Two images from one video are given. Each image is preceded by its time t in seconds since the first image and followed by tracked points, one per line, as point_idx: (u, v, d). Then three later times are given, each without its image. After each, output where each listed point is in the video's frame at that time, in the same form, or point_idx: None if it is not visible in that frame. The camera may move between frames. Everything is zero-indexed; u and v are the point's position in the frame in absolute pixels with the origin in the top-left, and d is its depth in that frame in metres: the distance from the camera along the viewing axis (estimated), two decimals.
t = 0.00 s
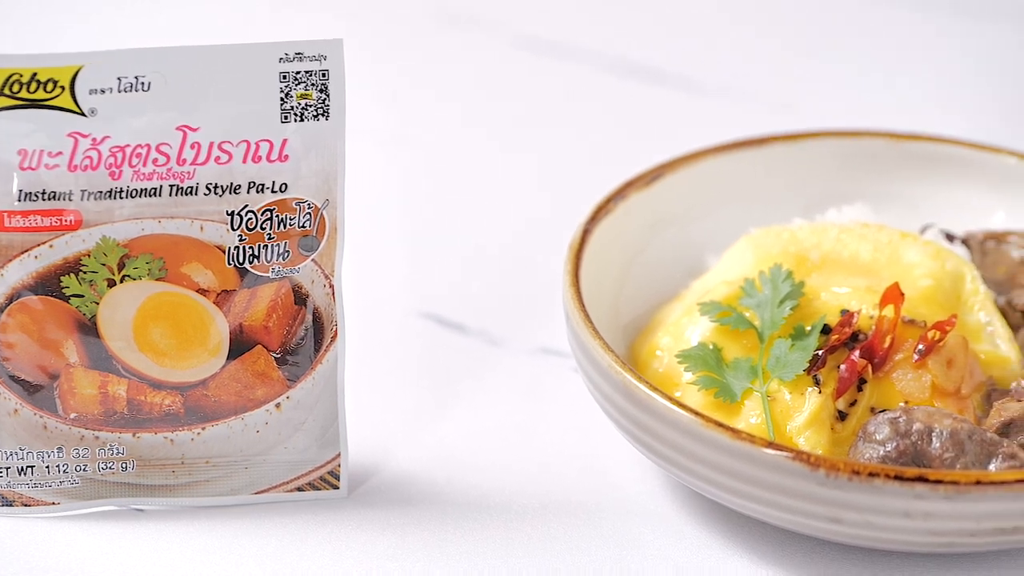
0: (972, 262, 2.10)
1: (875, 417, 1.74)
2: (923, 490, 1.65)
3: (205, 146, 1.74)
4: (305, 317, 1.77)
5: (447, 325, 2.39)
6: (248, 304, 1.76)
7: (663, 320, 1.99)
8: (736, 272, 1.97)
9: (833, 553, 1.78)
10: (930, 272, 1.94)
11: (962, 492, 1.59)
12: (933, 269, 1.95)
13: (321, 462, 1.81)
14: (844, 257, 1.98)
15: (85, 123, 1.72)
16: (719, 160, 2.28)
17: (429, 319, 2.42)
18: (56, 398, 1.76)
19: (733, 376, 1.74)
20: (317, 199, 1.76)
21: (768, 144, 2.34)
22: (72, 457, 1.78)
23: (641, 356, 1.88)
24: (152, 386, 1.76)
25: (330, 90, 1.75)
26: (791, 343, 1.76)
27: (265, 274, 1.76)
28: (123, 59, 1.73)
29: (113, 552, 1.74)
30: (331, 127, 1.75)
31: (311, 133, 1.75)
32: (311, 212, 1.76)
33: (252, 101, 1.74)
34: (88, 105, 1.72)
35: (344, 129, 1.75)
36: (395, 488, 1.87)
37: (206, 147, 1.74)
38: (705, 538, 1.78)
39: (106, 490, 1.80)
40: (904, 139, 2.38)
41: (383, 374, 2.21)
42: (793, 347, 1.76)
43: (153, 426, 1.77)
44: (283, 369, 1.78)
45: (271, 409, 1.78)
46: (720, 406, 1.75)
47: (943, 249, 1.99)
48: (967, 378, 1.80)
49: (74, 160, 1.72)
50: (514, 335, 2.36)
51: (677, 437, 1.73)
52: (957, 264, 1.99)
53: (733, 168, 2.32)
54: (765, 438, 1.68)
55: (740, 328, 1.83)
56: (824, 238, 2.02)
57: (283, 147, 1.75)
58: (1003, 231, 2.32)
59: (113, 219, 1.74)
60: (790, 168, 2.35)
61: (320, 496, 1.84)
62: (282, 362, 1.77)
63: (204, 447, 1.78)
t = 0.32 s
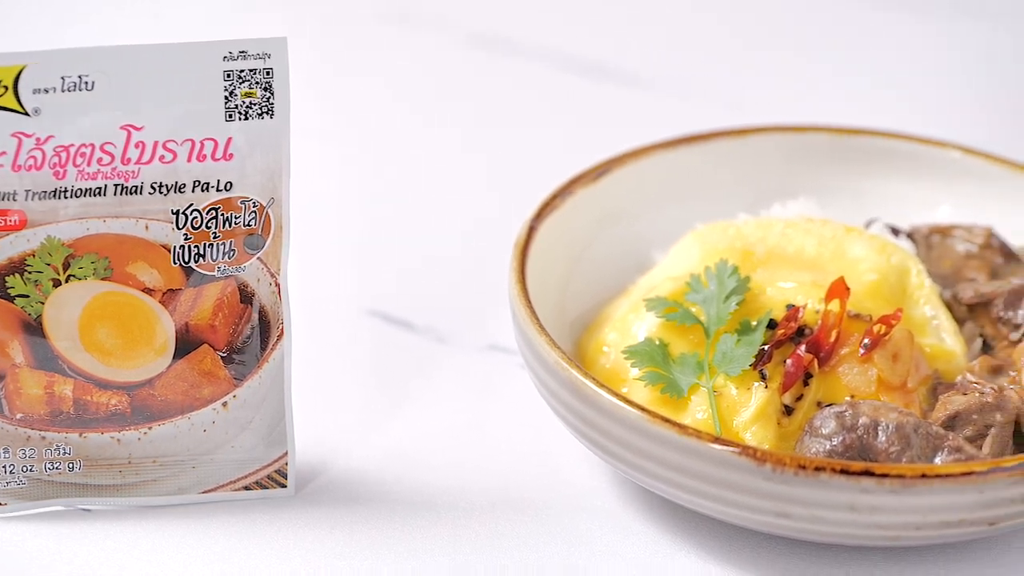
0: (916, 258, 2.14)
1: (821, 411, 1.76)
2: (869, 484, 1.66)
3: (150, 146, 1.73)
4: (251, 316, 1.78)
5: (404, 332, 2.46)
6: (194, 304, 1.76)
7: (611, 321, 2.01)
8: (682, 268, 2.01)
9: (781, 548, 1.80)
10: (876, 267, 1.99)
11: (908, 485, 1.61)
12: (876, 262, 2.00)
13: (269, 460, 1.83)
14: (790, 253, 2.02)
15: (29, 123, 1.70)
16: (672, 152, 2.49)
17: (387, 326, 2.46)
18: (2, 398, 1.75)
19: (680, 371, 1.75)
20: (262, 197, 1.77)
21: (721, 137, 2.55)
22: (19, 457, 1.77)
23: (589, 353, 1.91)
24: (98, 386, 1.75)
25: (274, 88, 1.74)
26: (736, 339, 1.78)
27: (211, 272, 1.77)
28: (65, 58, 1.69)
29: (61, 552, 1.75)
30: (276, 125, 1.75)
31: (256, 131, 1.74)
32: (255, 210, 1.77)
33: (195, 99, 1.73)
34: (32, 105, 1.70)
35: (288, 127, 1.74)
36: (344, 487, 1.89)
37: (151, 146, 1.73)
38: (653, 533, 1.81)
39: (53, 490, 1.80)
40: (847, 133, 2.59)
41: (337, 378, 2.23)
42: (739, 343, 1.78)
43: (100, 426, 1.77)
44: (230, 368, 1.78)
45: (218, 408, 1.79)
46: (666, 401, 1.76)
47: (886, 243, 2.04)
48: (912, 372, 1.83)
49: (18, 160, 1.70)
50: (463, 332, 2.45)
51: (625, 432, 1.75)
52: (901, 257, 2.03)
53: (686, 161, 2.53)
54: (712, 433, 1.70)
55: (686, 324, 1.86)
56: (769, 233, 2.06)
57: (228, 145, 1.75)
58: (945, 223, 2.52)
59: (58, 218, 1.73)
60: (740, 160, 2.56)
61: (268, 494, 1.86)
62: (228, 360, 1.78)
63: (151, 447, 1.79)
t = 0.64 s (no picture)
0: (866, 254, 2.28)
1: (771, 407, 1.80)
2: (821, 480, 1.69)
3: (99, 146, 1.73)
4: (203, 315, 1.78)
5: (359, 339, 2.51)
6: (144, 303, 1.76)
7: (564, 318, 2.05)
8: (634, 264, 2.11)
9: (731, 543, 1.83)
10: (826, 262, 2.10)
11: (859, 479, 1.64)
12: (827, 257, 2.12)
13: (222, 459, 1.84)
14: (739, 249, 2.15)
15: None
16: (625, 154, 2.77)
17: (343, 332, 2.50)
18: None
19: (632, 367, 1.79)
20: (212, 196, 1.76)
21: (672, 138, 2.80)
22: None
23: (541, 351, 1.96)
24: (49, 386, 1.75)
25: (223, 87, 1.74)
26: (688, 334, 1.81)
27: (162, 272, 1.76)
28: (14, 59, 1.70)
29: (12, 552, 1.75)
30: (225, 125, 1.75)
31: (206, 129, 1.75)
32: (206, 209, 1.76)
33: (145, 101, 1.74)
34: None
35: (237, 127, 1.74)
36: (297, 486, 1.92)
37: (100, 146, 1.74)
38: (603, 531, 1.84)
39: (5, 491, 1.80)
40: (803, 131, 2.81)
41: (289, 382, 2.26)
42: (690, 339, 1.82)
43: (51, 426, 1.77)
44: (181, 368, 1.79)
45: (169, 407, 1.79)
46: (617, 397, 1.78)
47: (836, 239, 2.16)
48: (861, 366, 1.90)
49: None
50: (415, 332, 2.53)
51: (576, 430, 1.76)
52: (852, 253, 2.16)
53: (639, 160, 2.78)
54: (664, 429, 1.72)
55: (637, 321, 1.91)
56: (720, 230, 2.17)
57: (177, 145, 1.75)
58: (897, 216, 2.76)
59: (7, 218, 1.73)
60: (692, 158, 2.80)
61: (220, 493, 1.87)
62: (180, 360, 1.78)
63: (103, 447, 1.78)
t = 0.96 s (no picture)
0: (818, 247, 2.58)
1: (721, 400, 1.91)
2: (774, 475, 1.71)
3: (50, 145, 1.94)
4: (155, 315, 2.02)
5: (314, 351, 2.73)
6: (98, 302, 1.99)
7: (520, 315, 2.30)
8: (590, 262, 2.46)
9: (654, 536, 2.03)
10: (779, 259, 2.42)
11: (811, 474, 1.67)
12: (780, 253, 2.45)
13: (176, 459, 2.09)
14: (693, 245, 2.48)
15: None
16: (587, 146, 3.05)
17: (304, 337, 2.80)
18: None
19: (586, 365, 2.01)
20: (164, 197, 1.99)
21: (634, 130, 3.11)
22: None
23: (498, 347, 2.21)
24: (4, 386, 1.99)
25: (172, 87, 1.94)
26: (641, 332, 2.03)
27: (114, 271, 1.99)
28: None
29: None
30: (176, 124, 1.96)
31: (158, 130, 1.96)
32: (157, 209, 1.99)
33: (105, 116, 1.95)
34: None
35: (186, 127, 1.95)
36: (251, 485, 2.17)
37: (51, 146, 1.94)
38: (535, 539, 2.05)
39: None
40: (757, 128, 3.15)
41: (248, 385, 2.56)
42: (644, 336, 2.03)
43: (6, 426, 2.00)
44: (135, 368, 2.02)
45: (122, 407, 2.02)
46: (571, 393, 2.01)
47: (789, 235, 2.48)
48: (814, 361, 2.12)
49: None
50: (368, 330, 2.86)
51: (530, 427, 1.78)
52: (804, 248, 2.49)
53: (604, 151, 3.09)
54: (617, 426, 1.74)
55: (590, 318, 2.15)
56: (675, 228, 2.51)
57: (129, 145, 1.96)
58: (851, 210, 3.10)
59: None
60: (651, 152, 3.14)
61: (176, 491, 2.12)
62: (133, 360, 2.01)
63: (56, 448, 2.02)
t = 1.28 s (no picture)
0: (772, 243, 2.65)
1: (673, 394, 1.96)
2: (729, 470, 1.72)
3: (3, 144, 1.99)
4: (109, 315, 2.08)
5: (275, 352, 2.77)
6: (52, 303, 2.04)
7: (474, 313, 2.39)
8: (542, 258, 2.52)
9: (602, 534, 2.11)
10: (733, 255, 2.49)
11: (765, 469, 1.68)
12: (734, 249, 2.52)
13: (130, 459, 2.14)
14: (648, 241, 2.56)
15: None
16: (536, 146, 3.05)
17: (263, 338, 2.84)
18: None
19: (540, 362, 2.08)
20: (117, 196, 2.05)
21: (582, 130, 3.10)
22: None
23: (451, 347, 2.30)
24: None
25: (125, 85, 2.02)
26: (596, 330, 2.11)
27: (67, 271, 2.05)
28: None
29: None
30: (127, 121, 2.03)
31: (109, 126, 2.02)
32: (111, 208, 2.05)
33: (49, 111, 2.00)
34: None
35: (140, 124, 2.03)
36: (209, 484, 2.24)
37: (3, 145, 2.00)
38: (488, 536, 2.13)
39: None
40: (703, 124, 3.15)
41: (203, 383, 2.62)
42: (598, 333, 2.11)
43: None
44: (90, 368, 2.07)
45: (77, 407, 2.08)
46: (526, 390, 2.09)
47: (742, 231, 2.56)
48: (768, 357, 2.22)
49: None
50: (321, 330, 2.90)
51: (485, 425, 1.80)
52: (758, 245, 2.56)
53: (553, 150, 3.08)
54: (571, 423, 1.75)
55: (545, 315, 2.24)
56: (629, 224, 2.59)
57: (81, 144, 2.02)
58: (802, 206, 3.12)
59: None
60: (602, 150, 3.14)
61: (133, 490, 2.18)
62: (88, 360, 2.07)
63: (11, 448, 2.06)
